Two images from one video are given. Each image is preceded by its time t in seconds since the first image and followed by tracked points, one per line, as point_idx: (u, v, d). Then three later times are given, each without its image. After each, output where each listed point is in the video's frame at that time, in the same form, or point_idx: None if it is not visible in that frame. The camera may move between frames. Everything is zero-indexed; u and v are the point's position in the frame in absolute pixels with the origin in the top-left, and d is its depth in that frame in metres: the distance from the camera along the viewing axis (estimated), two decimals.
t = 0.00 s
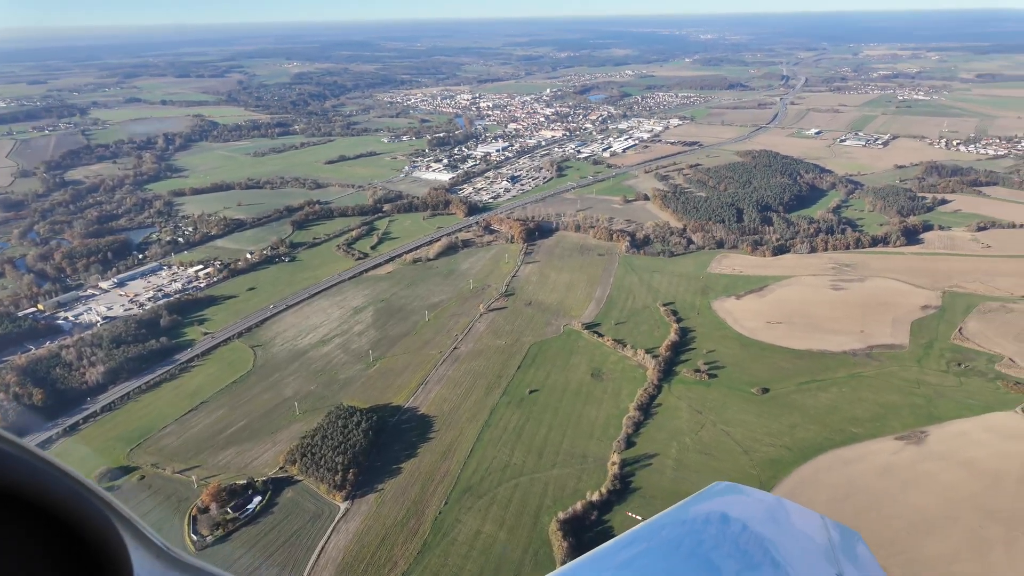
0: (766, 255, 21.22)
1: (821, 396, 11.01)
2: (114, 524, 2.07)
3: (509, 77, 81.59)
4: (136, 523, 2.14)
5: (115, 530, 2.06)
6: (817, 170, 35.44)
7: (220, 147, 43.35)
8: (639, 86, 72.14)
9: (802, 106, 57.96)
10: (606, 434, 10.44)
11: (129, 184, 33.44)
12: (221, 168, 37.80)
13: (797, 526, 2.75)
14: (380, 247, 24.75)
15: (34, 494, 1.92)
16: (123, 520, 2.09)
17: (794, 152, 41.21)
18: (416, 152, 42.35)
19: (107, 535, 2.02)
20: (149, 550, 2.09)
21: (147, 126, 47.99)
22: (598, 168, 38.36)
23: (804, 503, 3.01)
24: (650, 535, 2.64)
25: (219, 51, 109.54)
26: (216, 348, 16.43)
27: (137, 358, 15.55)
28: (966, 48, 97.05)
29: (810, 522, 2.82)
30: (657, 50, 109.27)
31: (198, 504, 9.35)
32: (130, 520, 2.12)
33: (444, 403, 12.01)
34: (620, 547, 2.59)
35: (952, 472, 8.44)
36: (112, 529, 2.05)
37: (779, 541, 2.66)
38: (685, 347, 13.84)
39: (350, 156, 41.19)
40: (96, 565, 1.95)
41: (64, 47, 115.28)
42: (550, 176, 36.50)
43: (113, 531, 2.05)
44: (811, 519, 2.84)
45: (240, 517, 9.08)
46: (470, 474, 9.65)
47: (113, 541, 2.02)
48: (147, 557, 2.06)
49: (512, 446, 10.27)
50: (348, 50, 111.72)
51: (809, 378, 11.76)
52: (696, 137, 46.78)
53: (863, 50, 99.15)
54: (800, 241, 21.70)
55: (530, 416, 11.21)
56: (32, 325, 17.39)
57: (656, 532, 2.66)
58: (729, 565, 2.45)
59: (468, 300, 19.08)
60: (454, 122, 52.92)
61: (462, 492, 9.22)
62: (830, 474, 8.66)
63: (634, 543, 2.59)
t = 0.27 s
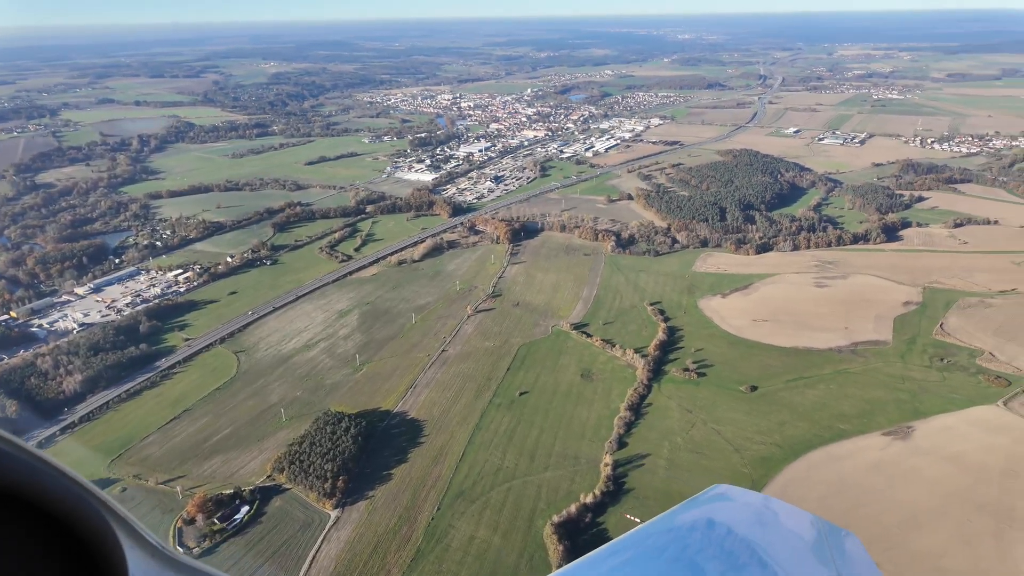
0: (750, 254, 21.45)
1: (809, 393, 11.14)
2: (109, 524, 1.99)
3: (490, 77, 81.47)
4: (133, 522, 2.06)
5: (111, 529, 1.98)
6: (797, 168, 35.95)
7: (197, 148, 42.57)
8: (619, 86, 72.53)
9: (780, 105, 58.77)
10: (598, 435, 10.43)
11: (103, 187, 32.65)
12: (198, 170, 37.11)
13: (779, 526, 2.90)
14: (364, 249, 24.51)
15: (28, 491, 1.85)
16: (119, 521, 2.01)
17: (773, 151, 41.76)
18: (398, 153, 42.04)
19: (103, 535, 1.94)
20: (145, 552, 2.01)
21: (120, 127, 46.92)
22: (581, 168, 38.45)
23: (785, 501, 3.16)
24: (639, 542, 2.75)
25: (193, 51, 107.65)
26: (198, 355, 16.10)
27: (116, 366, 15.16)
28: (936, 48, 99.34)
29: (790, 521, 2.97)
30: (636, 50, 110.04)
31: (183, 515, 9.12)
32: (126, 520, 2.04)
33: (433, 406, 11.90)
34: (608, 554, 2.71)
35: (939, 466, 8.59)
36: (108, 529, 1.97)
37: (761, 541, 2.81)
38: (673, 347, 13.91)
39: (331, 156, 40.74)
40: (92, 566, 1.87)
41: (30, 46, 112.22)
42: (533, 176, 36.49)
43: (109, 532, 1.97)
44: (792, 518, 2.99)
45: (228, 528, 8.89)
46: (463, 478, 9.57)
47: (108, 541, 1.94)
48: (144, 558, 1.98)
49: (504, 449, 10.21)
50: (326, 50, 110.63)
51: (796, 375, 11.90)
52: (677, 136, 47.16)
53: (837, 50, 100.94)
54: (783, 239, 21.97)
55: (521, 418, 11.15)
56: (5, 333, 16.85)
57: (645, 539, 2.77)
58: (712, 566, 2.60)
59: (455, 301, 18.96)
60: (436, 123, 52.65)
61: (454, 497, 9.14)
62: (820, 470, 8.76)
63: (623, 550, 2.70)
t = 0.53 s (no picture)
0: (733, 252, 21.68)
1: (795, 390, 11.27)
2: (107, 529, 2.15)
3: (469, 77, 81.20)
4: (131, 525, 2.20)
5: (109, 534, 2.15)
6: (776, 166, 36.43)
7: (171, 149, 41.68)
8: (598, 85, 72.85)
9: (758, 104, 59.55)
10: (589, 435, 10.41)
11: (75, 190, 31.79)
12: (173, 172, 36.35)
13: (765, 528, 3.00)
14: (346, 251, 24.22)
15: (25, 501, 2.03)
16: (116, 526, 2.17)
17: (752, 150, 42.28)
18: (378, 153, 41.67)
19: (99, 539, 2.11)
20: (136, 553, 2.12)
21: (91, 128, 45.72)
22: (563, 167, 38.52)
23: (771, 502, 3.26)
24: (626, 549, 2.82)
25: (165, 50, 105.49)
26: (178, 362, 15.73)
27: (93, 373, 14.75)
28: (906, 48, 101.58)
29: (776, 523, 3.07)
30: (614, 49, 110.77)
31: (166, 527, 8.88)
32: (123, 523, 2.18)
33: (422, 410, 11.78)
34: (595, 561, 2.80)
35: (924, 460, 8.74)
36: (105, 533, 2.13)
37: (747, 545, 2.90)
38: (660, 345, 13.96)
39: (310, 157, 40.22)
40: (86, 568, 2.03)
41: None
42: (516, 176, 36.44)
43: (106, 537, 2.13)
44: (778, 520, 3.08)
45: (213, 539, 8.69)
46: (454, 482, 9.48)
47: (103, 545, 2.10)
48: (135, 558, 2.10)
49: (495, 452, 10.14)
50: (303, 49, 109.33)
51: (782, 372, 12.03)
52: (657, 136, 47.49)
53: (811, 50, 102.69)
54: (765, 237, 22.22)
55: (511, 420, 11.09)
56: None
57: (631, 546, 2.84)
58: (696, 568, 2.69)
59: (441, 303, 18.82)
60: (416, 122, 52.30)
61: (446, 502, 9.05)
62: (809, 466, 8.85)
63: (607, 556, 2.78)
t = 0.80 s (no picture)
0: (717, 248, 21.88)
1: (783, 385, 11.40)
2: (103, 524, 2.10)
3: (449, 75, 80.85)
4: (124, 522, 2.18)
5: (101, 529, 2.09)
6: (756, 163, 36.86)
7: (146, 150, 40.76)
8: (578, 83, 73.05)
9: (736, 102, 60.24)
10: (580, 435, 10.41)
11: (46, 192, 30.90)
12: (148, 173, 35.55)
13: (753, 526, 3.00)
14: (329, 252, 23.92)
15: (23, 491, 1.96)
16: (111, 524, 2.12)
17: (732, 147, 42.74)
18: (359, 152, 41.25)
19: (96, 535, 2.05)
20: (136, 555, 2.11)
21: (61, 129, 44.50)
22: (546, 166, 38.53)
23: (758, 503, 3.25)
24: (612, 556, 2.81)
25: (136, 48, 103.20)
26: (159, 368, 15.38)
27: (70, 381, 14.33)
28: (878, 45, 103.59)
29: (763, 521, 3.08)
30: (593, 48, 111.19)
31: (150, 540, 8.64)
32: (118, 522, 2.15)
33: (411, 413, 11.67)
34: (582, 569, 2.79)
35: (910, 452, 8.89)
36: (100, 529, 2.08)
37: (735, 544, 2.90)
38: (649, 343, 14.01)
39: (289, 157, 39.65)
40: (86, 565, 1.97)
41: None
42: (499, 175, 36.35)
43: (101, 533, 2.07)
44: (766, 518, 3.10)
45: (201, 550, 8.48)
46: (446, 485, 9.40)
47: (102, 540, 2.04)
48: (135, 557, 2.11)
49: (487, 454, 10.08)
50: (279, 48, 107.82)
51: (769, 368, 12.16)
52: (638, 133, 47.77)
53: (786, 48, 104.18)
54: (748, 234, 22.45)
55: (502, 422, 11.04)
56: None
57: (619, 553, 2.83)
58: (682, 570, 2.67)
59: (428, 303, 18.68)
60: (396, 121, 51.89)
61: (439, 505, 8.97)
62: (800, 462, 8.95)
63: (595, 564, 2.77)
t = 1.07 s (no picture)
0: (701, 246, 22.05)
1: (771, 382, 11.51)
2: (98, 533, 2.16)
3: (428, 73, 80.44)
4: (118, 528, 2.25)
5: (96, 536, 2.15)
6: (736, 161, 37.22)
7: (120, 152, 39.86)
8: (558, 82, 73.19)
9: (715, 100, 60.85)
10: (572, 435, 10.38)
11: (15, 196, 30.02)
12: (122, 175, 34.76)
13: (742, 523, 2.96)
14: (312, 254, 23.62)
15: (23, 497, 2.03)
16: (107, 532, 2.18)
17: (713, 145, 43.13)
18: (340, 152, 40.81)
19: (92, 540, 2.11)
20: (135, 557, 2.18)
21: (30, 131, 43.31)
22: (529, 165, 38.51)
23: (747, 502, 3.16)
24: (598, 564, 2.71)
25: (105, 48, 100.89)
26: (139, 375, 15.03)
27: (47, 391, 13.92)
28: (851, 44, 105.48)
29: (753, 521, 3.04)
30: (572, 46, 111.47)
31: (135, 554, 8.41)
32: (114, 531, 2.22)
33: (401, 417, 11.54)
34: (574, 574, 2.67)
35: (898, 446, 9.02)
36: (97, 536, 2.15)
37: (727, 544, 2.84)
38: (637, 342, 14.05)
39: (268, 157, 39.07)
40: (83, 568, 2.03)
41: None
42: (482, 174, 36.23)
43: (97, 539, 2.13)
44: (755, 515, 3.06)
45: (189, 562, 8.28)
46: (439, 490, 9.31)
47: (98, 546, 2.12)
48: (132, 559, 2.18)
49: (479, 457, 10.01)
50: (254, 47, 106.20)
51: (757, 364, 12.27)
52: (620, 132, 48.00)
53: (762, 46, 105.48)
54: (732, 231, 22.64)
55: (493, 424, 10.98)
56: None
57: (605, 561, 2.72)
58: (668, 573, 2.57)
59: (414, 305, 18.53)
60: (377, 121, 51.46)
61: (432, 510, 8.88)
62: (790, 458, 9.03)
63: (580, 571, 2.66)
